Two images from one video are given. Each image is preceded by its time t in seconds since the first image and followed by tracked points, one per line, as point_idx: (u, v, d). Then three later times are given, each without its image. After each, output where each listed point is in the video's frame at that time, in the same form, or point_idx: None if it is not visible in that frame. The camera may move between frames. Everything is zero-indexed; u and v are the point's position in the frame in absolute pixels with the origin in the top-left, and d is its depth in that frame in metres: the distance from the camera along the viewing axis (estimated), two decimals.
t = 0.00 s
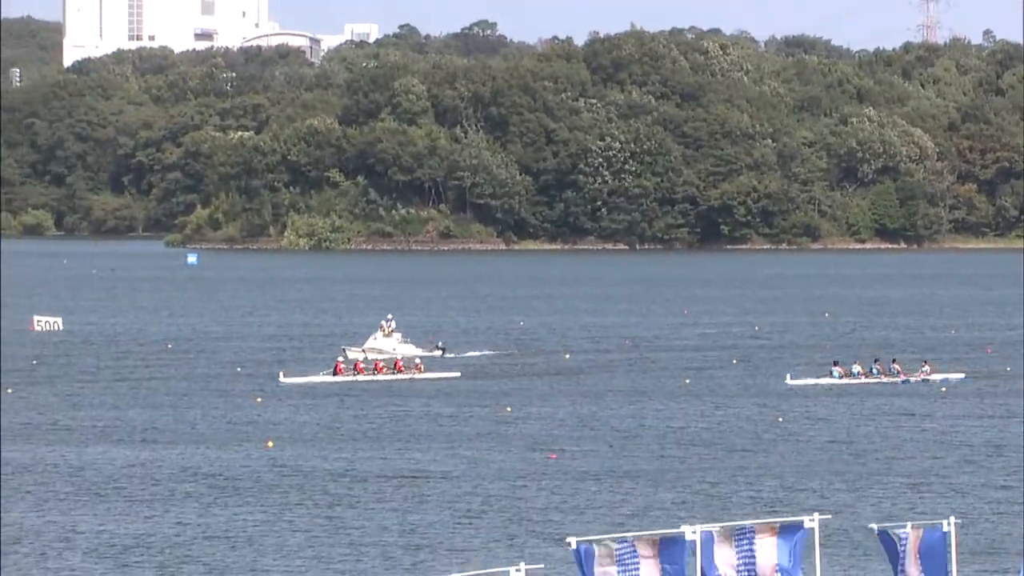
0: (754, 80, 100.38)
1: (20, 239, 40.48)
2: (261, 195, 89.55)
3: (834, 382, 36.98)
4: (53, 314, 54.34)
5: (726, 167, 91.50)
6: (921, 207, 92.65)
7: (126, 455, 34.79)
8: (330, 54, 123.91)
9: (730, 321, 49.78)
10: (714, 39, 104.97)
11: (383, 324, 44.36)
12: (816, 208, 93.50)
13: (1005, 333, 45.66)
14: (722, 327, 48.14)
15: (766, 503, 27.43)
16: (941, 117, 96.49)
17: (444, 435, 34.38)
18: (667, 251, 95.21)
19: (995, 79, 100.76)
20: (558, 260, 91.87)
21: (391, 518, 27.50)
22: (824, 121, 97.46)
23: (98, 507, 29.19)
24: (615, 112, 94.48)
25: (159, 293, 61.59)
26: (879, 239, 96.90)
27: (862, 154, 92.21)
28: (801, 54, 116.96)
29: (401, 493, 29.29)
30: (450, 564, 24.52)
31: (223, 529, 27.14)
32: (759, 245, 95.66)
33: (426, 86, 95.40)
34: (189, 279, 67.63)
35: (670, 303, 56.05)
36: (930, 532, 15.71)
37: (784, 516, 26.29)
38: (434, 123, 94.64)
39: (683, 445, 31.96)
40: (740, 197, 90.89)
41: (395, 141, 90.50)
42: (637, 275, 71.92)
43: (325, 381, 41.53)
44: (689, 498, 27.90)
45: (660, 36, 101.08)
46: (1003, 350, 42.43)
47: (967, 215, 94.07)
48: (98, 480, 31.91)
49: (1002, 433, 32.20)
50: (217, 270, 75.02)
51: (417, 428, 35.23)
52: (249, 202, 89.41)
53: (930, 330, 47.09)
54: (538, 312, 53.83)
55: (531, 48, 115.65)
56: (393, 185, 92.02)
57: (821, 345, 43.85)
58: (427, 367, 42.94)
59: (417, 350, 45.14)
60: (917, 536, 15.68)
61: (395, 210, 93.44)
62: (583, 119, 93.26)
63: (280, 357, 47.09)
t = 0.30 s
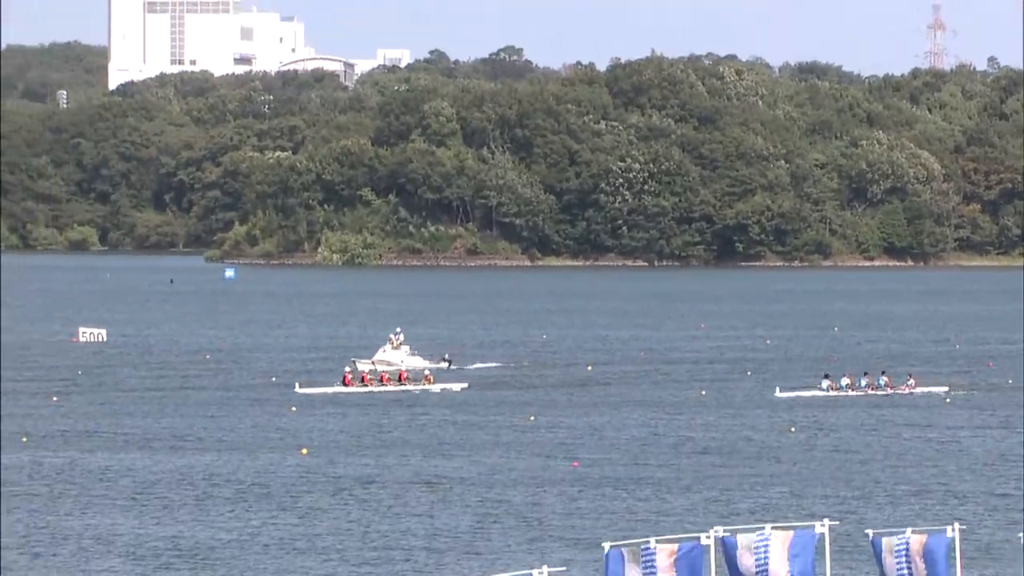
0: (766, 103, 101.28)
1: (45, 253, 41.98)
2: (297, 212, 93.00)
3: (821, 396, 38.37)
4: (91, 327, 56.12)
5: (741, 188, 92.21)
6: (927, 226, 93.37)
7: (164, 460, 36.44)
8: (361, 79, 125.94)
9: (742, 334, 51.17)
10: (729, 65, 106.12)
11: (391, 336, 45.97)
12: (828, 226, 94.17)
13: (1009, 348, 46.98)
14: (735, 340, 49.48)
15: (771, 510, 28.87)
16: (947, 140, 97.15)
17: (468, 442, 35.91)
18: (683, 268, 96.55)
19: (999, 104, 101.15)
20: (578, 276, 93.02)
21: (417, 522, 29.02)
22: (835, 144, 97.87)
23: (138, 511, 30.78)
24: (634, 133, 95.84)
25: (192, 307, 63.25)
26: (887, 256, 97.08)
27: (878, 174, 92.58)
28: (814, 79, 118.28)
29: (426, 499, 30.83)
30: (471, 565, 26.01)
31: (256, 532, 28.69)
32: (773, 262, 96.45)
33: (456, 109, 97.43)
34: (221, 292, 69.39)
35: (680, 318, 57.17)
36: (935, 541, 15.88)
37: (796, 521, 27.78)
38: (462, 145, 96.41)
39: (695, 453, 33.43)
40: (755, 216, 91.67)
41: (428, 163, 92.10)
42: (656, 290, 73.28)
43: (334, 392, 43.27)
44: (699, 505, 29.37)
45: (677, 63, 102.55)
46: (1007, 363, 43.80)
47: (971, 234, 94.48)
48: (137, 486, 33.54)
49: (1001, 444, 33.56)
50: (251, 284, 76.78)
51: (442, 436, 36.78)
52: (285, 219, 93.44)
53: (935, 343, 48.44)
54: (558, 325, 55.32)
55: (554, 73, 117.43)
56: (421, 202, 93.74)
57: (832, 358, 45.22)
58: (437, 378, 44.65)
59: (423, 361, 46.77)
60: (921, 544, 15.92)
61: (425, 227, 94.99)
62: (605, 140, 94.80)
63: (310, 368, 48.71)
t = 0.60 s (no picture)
0: (785, 99, 102.78)
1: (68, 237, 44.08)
2: (335, 205, 97.03)
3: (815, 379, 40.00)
4: (134, 317, 58.10)
5: (761, 180, 93.98)
6: (940, 216, 95.52)
7: (209, 442, 38.27)
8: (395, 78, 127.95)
9: (766, 322, 52.44)
10: (750, 63, 107.59)
11: (406, 324, 48.11)
12: (844, 218, 96.13)
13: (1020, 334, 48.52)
14: (757, 327, 51.04)
15: (787, 489, 30.50)
16: (959, 134, 98.91)
17: (500, 425, 37.61)
18: (708, 256, 97.43)
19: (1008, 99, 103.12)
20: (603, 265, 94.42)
21: (452, 500, 30.73)
22: (850, 138, 99.38)
23: (187, 490, 32.59)
24: (661, 129, 96.89)
25: (228, 296, 65.04)
26: (901, 245, 98.46)
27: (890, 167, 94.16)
28: (833, 76, 119.99)
29: (458, 477, 32.53)
30: (503, 541, 27.73)
31: (298, 510, 30.41)
32: (793, 251, 97.78)
33: (490, 108, 99.39)
34: (257, 283, 71.37)
35: (698, 305, 58.69)
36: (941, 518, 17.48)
37: (816, 500, 29.40)
38: (494, 140, 97.82)
39: (717, 434, 35.07)
40: (773, 207, 93.61)
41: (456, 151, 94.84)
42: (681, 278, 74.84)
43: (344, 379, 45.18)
44: (720, 485, 31.03)
45: (700, 61, 103.83)
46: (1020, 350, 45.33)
47: (981, 224, 97.06)
48: (186, 466, 35.38)
49: (1010, 426, 35.13)
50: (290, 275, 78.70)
51: (477, 419, 38.53)
52: (324, 210, 97.48)
53: (949, 329, 49.97)
54: (584, 313, 57.01)
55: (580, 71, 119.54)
56: (454, 197, 96.13)
57: (850, 345, 46.71)
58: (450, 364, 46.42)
59: (433, 347, 48.66)
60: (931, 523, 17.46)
61: (459, 218, 96.64)
62: (632, 135, 96.17)
63: (347, 355, 50.56)
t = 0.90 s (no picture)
0: (801, 106, 104.51)
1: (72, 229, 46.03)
2: (372, 207, 98.69)
3: (819, 375, 41.71)
4: (175, 314, 60.05)
5: (779, 185, 94.94)
6: (952, 219, 97.19)
7: (251, 434, 40.06)
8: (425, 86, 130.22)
9: (783, 320, 53.69)
10: (768, 72, 109.30)
11: (423, 322, 49.91)
12: (859, 220, 97.23)
13: None
14: (777, 323, 52.60)
15: (804, 480, 32.09)
16: (969, 141, 100.36)
17: (531, 418, 39.29)
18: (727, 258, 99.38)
19: (1018, 105, 103.43)
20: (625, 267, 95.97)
21: (484, 489, 32.41)
22: (865, 143, 100.95)
23: (233, 480, 34.32)
24: (682, 134, 98.94)
25: (264, 295, 66.96)
26: (914, 248, 100.17)
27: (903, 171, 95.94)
28: (850, 84, 121.77)
29: (490, 468, 34.19)
30: (533, 526, 29.39)
31: (338, 498, 32.08)
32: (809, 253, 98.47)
33: (520, 114, 100.74)
34: (295, 281, 73.47)
35: (716, 304, 60.27)
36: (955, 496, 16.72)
37: (833, 489, 31.03)
38: (523, 146, 99.58)
39: (737, 427, 36.68)
40: (792, 210, 94.75)
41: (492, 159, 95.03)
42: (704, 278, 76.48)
43: (355, 373, 47.19)
44: (740, 476, 32.61)
45: (722, 71, 105.35)
46: None
47: (991, 226, 98.66)
48: (230, 457, 37.15)
49: (1016, 419, 36.73)
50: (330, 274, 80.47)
51: (508, 412, 40.26)
52: (361, 212, 99.71)
53: (961, 325, 51.50)
54: (608, 311, 58.61)
55: (607, 79, 121.77)
56: (487, 199, 96.86)
57: (866, 342, 48.14)
58: (462, 360, 48.33)
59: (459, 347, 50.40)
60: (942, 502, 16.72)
61: (490, 220, 98.20)
62: (656, 140, 97.75)
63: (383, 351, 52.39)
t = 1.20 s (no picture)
0: (817, 115, 105.95)
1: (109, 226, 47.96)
2: (405, 212, 99.99)
3: (821, 373, 43.38)
4: (212, 316, 61.98)
5: (796, 190, 96.15)
6: (962, 224, 98.91)
7: (288, 428, 41.87)
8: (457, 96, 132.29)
9: (797, 320, 55.24)
10: (785, 82, 110.62)
11: (436, 321, 51.97)
12: (873, 223, 99.45)
13: None
14: (793, 323, 54.17)
15: (816, 474, 33.74)
16: (978, 147, 100.65)
17: (557, 413, 41.03)
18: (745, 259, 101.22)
19: None
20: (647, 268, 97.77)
21: (511, 479, 34.11)
22: (878, 150, 102.16)
23: (272, 472, 36.14)
24: (701, 142, 100.65)
25: (297, 296, 68.81)
26: (926, 250, 102.13)
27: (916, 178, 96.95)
28: (861, 93, 123.02)
29: (518, 460, 35.90)
30: (558, 513, 31.10)
31: (373, 488, 33.82)
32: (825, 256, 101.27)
33: (547, 123, 102.61)
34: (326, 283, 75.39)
35: (734, 303, 61.78)
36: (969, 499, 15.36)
37: (845, 482, 32.66)
38: (550, 154, 101.43)
39: (753, 423, 38.35)
40: (808, 215, 96.18)
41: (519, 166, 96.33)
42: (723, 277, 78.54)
43: (371, 371, 49.05)
44: (756, 470, 34.25)
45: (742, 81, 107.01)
46: None
47: (999, 230, 100.05)
48: (268, 451, 38.96)
49: (1019, 415, 38.30)
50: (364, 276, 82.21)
51: (534, 408, 41.92)
52: (394, 216, 101.68)
53: (970, 325, 53.04)
54: (631, 310, 60.25)
55: (631, 88, 123.75)
56: (515, 205, 98.48)
57: (879, 341, 49.57)
58: (470, 359, 50.32)
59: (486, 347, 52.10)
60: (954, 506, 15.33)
61: (518, 225, 99.77)
62: (677, 148, 98.87)
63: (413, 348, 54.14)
